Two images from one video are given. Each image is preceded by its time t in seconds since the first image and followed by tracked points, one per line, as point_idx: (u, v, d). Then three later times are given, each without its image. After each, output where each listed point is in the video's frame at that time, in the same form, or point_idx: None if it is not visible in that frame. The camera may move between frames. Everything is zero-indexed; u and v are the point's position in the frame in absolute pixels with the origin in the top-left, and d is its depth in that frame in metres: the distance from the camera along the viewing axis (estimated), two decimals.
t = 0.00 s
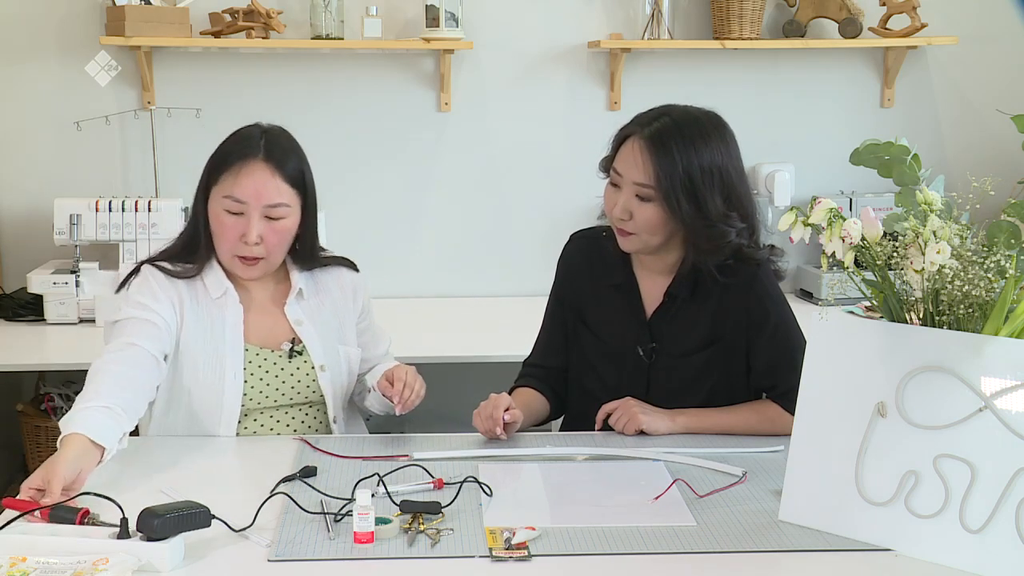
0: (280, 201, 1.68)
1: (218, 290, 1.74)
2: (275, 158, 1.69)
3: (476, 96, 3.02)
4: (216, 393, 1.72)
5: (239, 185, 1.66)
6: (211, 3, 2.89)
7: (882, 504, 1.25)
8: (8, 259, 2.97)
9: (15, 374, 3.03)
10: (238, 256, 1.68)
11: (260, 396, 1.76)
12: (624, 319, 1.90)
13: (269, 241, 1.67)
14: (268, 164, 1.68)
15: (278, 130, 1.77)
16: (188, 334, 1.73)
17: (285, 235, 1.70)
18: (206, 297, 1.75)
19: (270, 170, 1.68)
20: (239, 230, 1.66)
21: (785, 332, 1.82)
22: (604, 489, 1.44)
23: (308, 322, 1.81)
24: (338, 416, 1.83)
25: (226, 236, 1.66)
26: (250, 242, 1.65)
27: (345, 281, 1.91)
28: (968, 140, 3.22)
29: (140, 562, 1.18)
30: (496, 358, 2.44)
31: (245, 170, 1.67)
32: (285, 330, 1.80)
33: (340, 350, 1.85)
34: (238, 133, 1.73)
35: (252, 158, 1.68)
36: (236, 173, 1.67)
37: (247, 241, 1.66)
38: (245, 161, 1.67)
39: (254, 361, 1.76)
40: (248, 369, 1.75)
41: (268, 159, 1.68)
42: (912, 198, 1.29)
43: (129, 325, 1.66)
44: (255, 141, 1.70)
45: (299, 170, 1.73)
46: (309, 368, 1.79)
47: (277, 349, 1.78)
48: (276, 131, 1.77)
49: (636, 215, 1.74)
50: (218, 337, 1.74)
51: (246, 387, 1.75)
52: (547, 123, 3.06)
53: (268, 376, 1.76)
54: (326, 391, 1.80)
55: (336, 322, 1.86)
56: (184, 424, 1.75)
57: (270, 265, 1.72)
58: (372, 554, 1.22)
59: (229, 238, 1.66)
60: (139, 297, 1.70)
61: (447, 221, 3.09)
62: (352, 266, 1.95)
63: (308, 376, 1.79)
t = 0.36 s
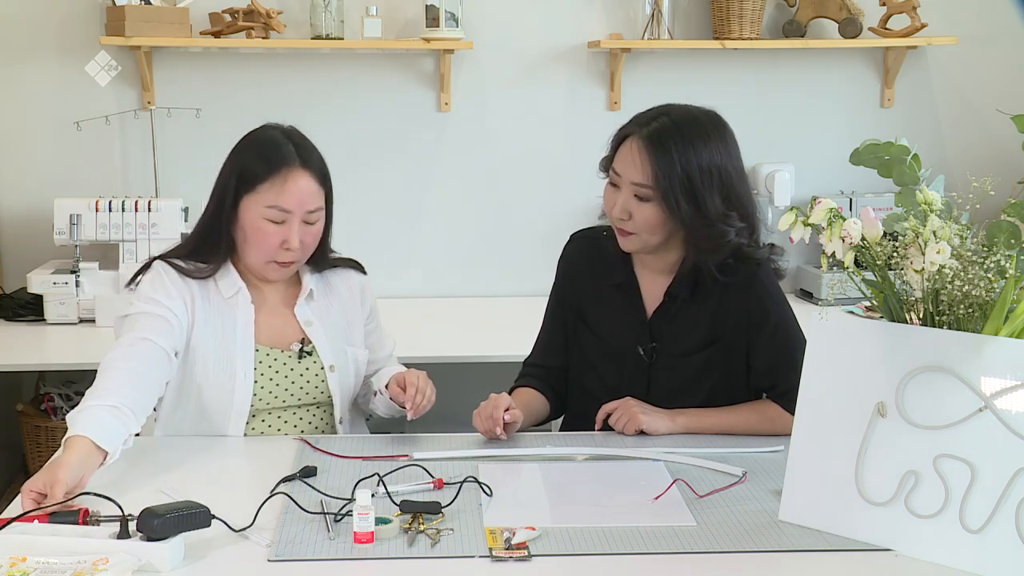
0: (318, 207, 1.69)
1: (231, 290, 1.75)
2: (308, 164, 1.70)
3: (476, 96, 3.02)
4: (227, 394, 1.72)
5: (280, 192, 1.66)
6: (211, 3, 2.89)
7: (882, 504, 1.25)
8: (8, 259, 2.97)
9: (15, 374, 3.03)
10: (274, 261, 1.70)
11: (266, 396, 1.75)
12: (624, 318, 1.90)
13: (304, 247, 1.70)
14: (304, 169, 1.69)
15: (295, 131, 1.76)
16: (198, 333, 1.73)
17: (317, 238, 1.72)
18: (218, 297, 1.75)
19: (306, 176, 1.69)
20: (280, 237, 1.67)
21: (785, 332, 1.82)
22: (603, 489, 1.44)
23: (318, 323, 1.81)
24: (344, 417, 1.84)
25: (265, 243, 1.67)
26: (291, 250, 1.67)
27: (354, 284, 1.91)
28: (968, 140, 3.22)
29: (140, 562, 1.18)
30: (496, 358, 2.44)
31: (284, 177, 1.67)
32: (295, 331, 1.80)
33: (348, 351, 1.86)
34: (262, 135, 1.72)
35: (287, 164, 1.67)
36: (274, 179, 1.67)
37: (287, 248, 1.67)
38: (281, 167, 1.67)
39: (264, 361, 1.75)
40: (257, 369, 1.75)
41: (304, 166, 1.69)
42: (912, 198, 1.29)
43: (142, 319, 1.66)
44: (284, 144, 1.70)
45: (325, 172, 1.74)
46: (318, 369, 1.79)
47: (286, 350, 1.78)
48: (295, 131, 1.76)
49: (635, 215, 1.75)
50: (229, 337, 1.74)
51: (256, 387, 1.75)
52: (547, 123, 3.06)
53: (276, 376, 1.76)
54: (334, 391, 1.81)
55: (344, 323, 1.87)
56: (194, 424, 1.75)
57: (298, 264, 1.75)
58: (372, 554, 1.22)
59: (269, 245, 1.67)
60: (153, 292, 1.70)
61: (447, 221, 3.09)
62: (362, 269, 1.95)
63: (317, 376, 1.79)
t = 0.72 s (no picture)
0: (326, 211, 1.72)
1: (231, 291, 1.74)
2: (317, 168, 1.71)
3: (475, 96, 3.02)
4: (227, 395, 1.72)
5: (292, 198, 1.67)
6: (211, 3, 2.89)
7: (882, 504, 1.25)
8: (8, 259, 2.97)
9: (15, 375, 3.03)
10: (281, 265, 1.71)
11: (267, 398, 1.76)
12: (626, 314, 1.90)
13: (311, 249, 1.72)
14: (313, 174, 1.70)
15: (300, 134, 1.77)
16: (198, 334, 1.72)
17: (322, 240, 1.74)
18: (218, 297, 1.75)
19: (316, 180, 1.70)
20: (290, 242, 1.68)
21: (787, 329, 1.81)
22: (603, 489, 1.44)
23: (317, 323, 1.82)
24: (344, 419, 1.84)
25: (274, 248, 1.68)
26: (300, 254, 1.69)
27: (354, 283, 1.91)
28: (968, 140, 3.22)
29: (140, 562, 1.18)
30: (496, 358, 2.44)
31: (295, 183, 1.68)
32: (295, 331, 1.80)
33: (348, 352, 1.86)
34: (269, 137, 1.72)
35: (297, 168, 1.68)
36: (284, 183, 1.68)
37: (295, 252, 1.69)
38: (291, 172, 1.68)
39: (263, 362, 1.75)
40: (257, 370, 1.75)
41: (315, 171, 1.71)
42: (912, 199, 1.29)
43: (141, 320, 1.65)
44: (292, 147, 1.70)
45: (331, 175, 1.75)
46: (317, 369, 1.79)
47: (286, 351, 1.78)
48: (301, 133, 1.77)
49: (633, 210, 1.76)
50: (228, 338, 1.74)
51: (257, 387, 1.75)
52: (547, 124, 3.06)
53: (275, 377, 1.76)
54: (334, 392, 1.81)
55: (344, 323, 1.87)
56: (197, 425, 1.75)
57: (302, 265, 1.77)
58: (372, 554, 1.22)
59: (277, 249, 1.68)
60: (152, 293, 1.69)
61: (447, 221, 3.09)
62: (362, 269, 1.95)
63: (317, 377, 1.79)
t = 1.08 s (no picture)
0: (326, 210, 1.72)
1: (229, 292, 1.75)
2: (317, 166, 1.72)
3: (476, 95, 3.02)
4: (225, 396, 1.72)
5: (293, 196, 1.67)
6: (211, 3, 2.89)
7: (882, 504, 1.25)
8: (8, 259, 2.97)
9: (15, 374, 3.03)
10: (283, 265, 1.71)
11: (265, 397, 1.76)
12: (626, 312, 1.90)
13: (312, 248, 1.72)
14: (314, 172, 1.71)
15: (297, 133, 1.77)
16: (196, 336, 1.72)
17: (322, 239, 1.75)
18: (215, 299, 1.75)
19: (316, 179, 1.71)
20: (292, 241, 1.68)
21: (787, 328, 1.81)
22: (604, 489, 1.44)
23: (315, 323, 1.81)
24: (344, 420, 1.84)
25: (275, 247, 1.68)
26: (302, 253, 1.69)
27: (352, 281, 1.90)
28: (968, 140, 3.22)
29: (140, 562, 1.18)
30: (496, 358, 2.44)
31: (296, 181, 1.68)
32: (293, 330, 1.81)
33: (348, 351, 1.86)
34: (268, 137, 1.72)
35: (297, 167, 1.69)
36: (285, 181, 1.68)
37: (296, 251, 1.70)
38: (291, 170, 1.68)
39: (260, 362, 1.75)
40: (254, 370, 1.75)
41: (315, 169, 1.71)
42: (912, 198, 1.29)
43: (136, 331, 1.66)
44: (292, 146, 1.71)
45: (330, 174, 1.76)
46: (315, 370, 1.79)
47: (283, 351, 1.78)
48: (299, 133, 1.77)
49: (636, 206, 1.76)
50: (226, 339, 1.74)
51: (255, 389, 1.75)
52: (547, 123, 3.06)
53: (272, 377, 1.76)
54: (333, 392, 1.81)
55: (343, 322, 1.86)
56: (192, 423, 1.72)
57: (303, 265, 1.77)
58: (372, 554, 1.22)
59: (279, 249, 1.68)
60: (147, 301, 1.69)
61: (447, 221, 3.09)
62: (362, 267, 1.94)
63: (315, 377, 1.80)
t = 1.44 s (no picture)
0: (328, 202, 1.72)
1: (232, 294, 1.74)
2: (314, 160, 1.72)
3: (476, 95, 3.02)
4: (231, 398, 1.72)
5: (294, 190, 1.68)
6: (211, 3, 2.89)
7: (882, 504, 1.25)
8: (8, 258, 2.97)
9: (15, 374, 3.03)
10: (290, 262, 1.71)
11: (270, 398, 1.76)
12: (625, 311, 1.90)
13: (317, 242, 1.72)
14: (312, 165, 1.71)
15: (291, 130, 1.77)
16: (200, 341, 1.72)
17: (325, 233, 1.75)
18: (217, 301, 1.75)
19: (316, 172, 1.71)
20: (297, 235, 1.68)
21: (787, 328, 1.80)
22: (603, 489, 1.44)
23: (318, 322, 1.81)
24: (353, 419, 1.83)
25: (281, 242, 1.68)
26: (308, 246, 1.69)
27: (352, 279, 1.90)
28: (968, 140, 3.22)
29: (140, 562, 1.18)
30: (496, 359, 2.44)
31: (297, 175, 1.69)
32: (295, 330, 1.81)
33: (351, 349, 1.85)
34: (263, 135, 1.72)
35: (296, 161, 1.69)
36: (285, 176, 1.68)
37: (302, 246, 1.69)
38: (290, 164, 1.68)
39: (265, 363, 1.76)
40: (259, 371, 1.76)
41: (314, 163, 1.72)
42: (912, 199, 1.29)
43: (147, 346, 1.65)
44: (289, 142, 1.71)
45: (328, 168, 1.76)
46: (319, 369, 1.80)
47: (287, 351, 1.79)
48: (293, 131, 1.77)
49: (635, 205, 1.76)
50: (229, 342, 1.73)
51: (259, 389, 1.75)
52: (547, 123, 3.06)
53: (277, 378, 1.76)
54: (337, 391, 1.80)
55: (345, 320, 1.86)
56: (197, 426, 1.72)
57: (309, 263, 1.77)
58: (372, 554, 1.22)
59: (284, 245, 1.68)
60: (153, 312, 1.68)
61: (447, 221, 3.09)
62: (363, 265, 1.94)
63: (318, 377, 1.80)
